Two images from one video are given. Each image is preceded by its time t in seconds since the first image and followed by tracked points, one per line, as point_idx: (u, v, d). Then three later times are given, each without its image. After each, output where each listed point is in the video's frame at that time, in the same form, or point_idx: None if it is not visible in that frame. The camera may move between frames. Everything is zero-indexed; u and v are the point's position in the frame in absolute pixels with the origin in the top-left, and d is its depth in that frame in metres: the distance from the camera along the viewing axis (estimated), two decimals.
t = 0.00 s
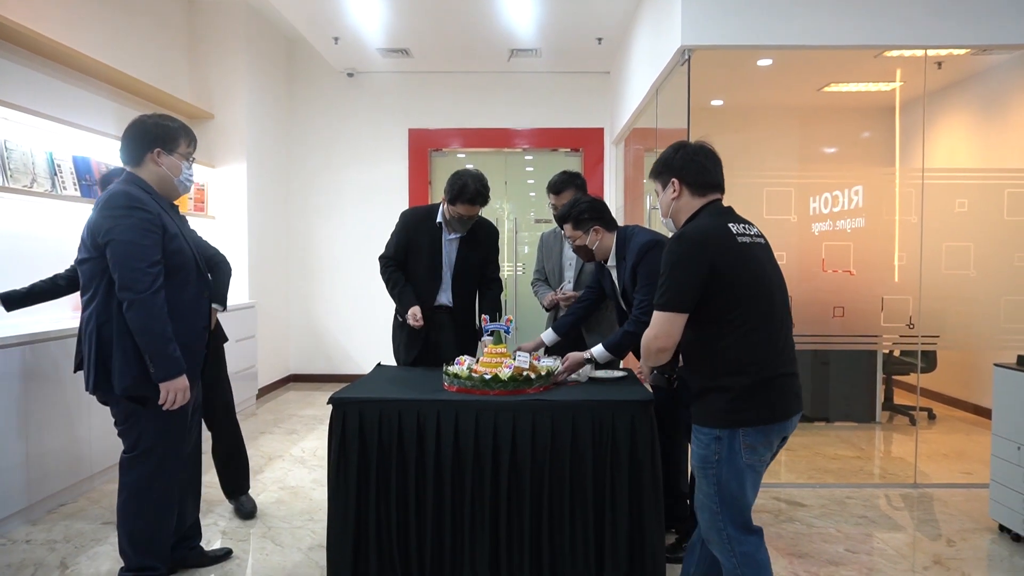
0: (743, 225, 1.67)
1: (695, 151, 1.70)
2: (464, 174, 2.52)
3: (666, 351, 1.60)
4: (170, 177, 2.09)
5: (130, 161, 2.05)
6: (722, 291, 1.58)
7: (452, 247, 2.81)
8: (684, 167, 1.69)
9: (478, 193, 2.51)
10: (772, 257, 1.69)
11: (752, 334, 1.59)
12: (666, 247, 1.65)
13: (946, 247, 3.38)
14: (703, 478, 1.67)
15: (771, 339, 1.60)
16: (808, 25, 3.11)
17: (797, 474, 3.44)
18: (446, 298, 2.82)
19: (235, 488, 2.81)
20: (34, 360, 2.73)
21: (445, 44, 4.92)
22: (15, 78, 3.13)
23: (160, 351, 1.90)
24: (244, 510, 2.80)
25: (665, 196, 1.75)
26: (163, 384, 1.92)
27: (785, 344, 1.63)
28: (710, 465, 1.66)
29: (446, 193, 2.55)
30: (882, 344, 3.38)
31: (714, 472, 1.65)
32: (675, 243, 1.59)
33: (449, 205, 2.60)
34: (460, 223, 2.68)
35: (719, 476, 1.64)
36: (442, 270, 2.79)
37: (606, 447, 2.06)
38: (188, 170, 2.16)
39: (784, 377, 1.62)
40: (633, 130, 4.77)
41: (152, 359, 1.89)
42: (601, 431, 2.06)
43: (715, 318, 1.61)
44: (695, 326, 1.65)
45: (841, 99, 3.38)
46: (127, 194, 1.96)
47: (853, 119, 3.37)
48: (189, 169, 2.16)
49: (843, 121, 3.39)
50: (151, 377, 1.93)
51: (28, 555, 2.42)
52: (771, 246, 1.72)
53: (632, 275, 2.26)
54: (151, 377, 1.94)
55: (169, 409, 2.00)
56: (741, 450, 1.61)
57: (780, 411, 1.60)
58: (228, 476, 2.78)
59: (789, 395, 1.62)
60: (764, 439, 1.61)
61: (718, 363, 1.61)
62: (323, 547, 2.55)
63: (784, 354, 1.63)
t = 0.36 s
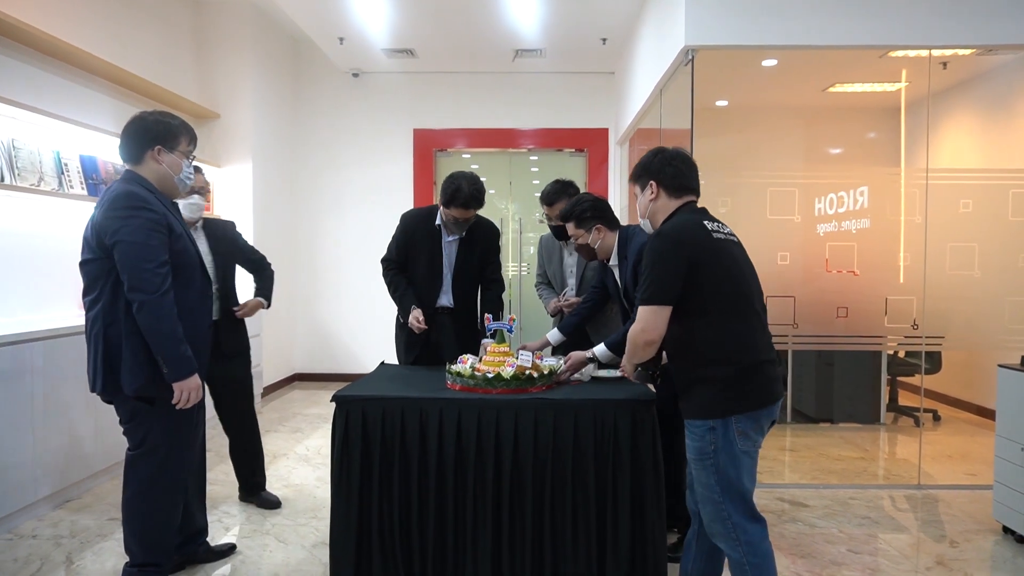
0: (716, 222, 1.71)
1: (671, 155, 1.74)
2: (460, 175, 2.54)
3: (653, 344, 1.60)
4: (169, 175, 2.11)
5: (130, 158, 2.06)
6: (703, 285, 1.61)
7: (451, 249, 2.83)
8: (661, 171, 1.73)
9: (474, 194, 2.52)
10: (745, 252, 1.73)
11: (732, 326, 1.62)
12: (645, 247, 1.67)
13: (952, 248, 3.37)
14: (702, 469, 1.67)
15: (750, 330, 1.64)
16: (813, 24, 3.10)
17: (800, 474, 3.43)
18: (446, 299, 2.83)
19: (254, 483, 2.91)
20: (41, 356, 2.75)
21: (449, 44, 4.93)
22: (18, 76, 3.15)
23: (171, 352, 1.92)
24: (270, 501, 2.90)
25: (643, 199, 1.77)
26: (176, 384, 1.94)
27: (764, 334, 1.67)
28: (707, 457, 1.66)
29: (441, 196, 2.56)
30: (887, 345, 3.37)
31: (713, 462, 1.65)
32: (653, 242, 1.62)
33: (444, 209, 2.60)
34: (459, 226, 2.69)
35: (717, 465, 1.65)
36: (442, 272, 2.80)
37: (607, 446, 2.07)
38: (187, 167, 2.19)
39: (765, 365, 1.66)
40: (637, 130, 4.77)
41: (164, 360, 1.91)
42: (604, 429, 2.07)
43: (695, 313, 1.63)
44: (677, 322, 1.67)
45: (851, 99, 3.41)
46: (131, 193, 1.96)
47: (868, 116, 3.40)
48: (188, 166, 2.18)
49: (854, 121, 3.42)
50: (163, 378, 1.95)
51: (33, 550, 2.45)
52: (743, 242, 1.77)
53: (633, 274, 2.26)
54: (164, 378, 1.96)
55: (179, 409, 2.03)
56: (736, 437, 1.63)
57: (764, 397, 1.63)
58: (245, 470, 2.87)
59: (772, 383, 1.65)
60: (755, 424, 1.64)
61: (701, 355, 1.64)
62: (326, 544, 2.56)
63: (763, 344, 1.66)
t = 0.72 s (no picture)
0: (710, 215, 1.71)
1: (664, 152, 1.73)
2: (447, 176, 2.55)
3: (653, 342, 1.62)
4: (178, 173, 2.13)
5: (139, 156, 2.08)
6: (699, 279, 1.62)
7: (453, 248, 2.84)
8: (654, 167, 1.72)
9: (467, 190, 2.54)
10: (740, 243, 1.73)
11: (728, 317, 1.62)
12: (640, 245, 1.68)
13: (960, 242, 3.35)
14: (706, 459, 1.68)
15: (746, 320, 1.64)
16: (819, 18, 3.08)
17: (808, 470, 3.42)
18: (451, 298, 2.85)
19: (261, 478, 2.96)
20: (51, 355, 2.79)
21: (454, 41, 4.94)
22: (25, 76, 3.18)
23: (186, 350, 1.94)
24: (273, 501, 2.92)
25: (636, 195, 1.76)
26: (190, 381, 1.97)
27: (762, 324, 1.67)
28: (711, 447, 1.67)
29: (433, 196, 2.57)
30: (897, 340, 3.35)
31: (716, 452, 1.66)
32: (647, 239, 1.63)
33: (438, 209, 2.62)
34: (455, 225, 2.71)
35: (721, 455, 1.65)
36: (445, 271, 2.82)
37: (613, 441, 2.08)
38: (194, 166, 2.21)
39: (765, 354, 1.66)
40: (643, 127, 4.76)
41: (179, 357, 1.94)
42: (609, 423, 2.07)
43: (691, 308, 1.64)
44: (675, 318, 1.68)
45: (858, 93, 3.37)
46: (143, 193, 1.98)
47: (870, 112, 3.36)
48: (196, 165, 2.21)
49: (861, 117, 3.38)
50: (178, 375, 1.98)
51: (45, 546, 2.48)
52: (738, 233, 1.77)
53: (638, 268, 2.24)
54: (179, 376, 2.00)
55: (191, 406, 2.05)
56: (738, 427, 1.63)
57: (765, 387, 1.63)
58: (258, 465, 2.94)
59: (772, 371, 1.65)
60: (758, 413, 1.64)
61: (700, 349, 1.64)
62: (334, 539, 2.58)
63: (761, 334, 1.66)
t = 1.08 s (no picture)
0: (749, 207, 1.65)
1: (698, 136, 1.67)
2: (439, 176, 2.54)
3: (685, 343, 1.59)
4: (181, 171, 2.13)
5: (142, 153, 2.09)
6: (733, 276, 1.57)
7: (454, 244, 2.85)
8: (688, 154, 1.66)
9: (462, 188, 2.54)
10: (778, 238, 1.67)
11: (760, 318, 1.58)
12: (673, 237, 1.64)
13: (961, 230, 3.35)
14: (722, 461, 1.67)
15: (780, 322, 1.59)
16: (818, 6, 3.06)
17: (809, 459, 3.43)
18: (454, 295, 2.88)
19: (291, 473, 2.79)
20: (55, 352, 2.80)
21: (452, 35, 4.93)
22: (26, 75, 3.19)
23: (188, 345, 1.95)
24: (296, 507, 2.71)
25: (667, 181, 1.71)
26: (194, 376, 1.98)
27: (795, 326, 1.62)
28: (727, 449, 1.65)
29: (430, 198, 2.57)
30: (898, 329, 3.36)
31: (733, 455, 1.64)
32: (683, 232, 1.58)
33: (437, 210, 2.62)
34: (454, 224, 2.71)
35: (737, 459, 1.63)
36: (447, 268, 2.84)
37: (614, 433, 2.08)
38: (197, 164, 2.21)
39: (795, 357, 1.61)
40: (643, 119, 4.76)
41: (182, 352, 1.95)
42: (610, 414, 2.08)
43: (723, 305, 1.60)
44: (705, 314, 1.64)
45: (857, 83, 3.36)
46: (147, 189, 1.99)
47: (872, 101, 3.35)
48: (198, 162, 2.21)
49: (859, 107, 3.37)
50: (182, 370, 2.00)
51: (52, 541, 2.50)
52: (777, 226, 1.71)
53: (641, 258, 2.27)
54: (182, 370, 2.01)
55: (194, 401, 2.06)
56: (758, 430, 1.60)
57: (792, 391, 1.59)
58: (280, 464, 2.75)
59: (801, 375, 1.61)
60: (780, 419, 1.61)
61: (727, 347, 1.61)
62: (338, 531, 2.60)
63: (793, 335, 1.62)
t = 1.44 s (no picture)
0: (796, 191, 1.59)
1: (746, 113, 1.61)
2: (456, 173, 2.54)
3: (722, 334, 1.57)
4: (183, 169, 2.14)
5: (146, 152, 2.10)
6: (779, 265, 1.52)
7: (463, 245, 2.85)
8: (733, 132, 1.60)
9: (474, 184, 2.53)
10: (827, 225, 1.61)
11: (805, 311, 1.54)
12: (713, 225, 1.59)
13: (962, 228, 3.35)
14: (765, 461, 1.63)
15: (825, 316, 1.55)
16: (820, 4, 3.06)
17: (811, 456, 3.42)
18: (461, 293, 2.90)
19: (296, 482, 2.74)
20: (56, 350, 2.81)
21: (452, 33, 4.92)
22: (28, 74, 3.20)
23: (188, 343, 1.96)
24: (299, 510, 2.71)
25: (710, 161, 1.65)
26: (194, 373, 1.99)
27: (842, 318, 1.57)
28: (770, 449, 1.62)
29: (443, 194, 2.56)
30: (899, 327, 3.36)
31: (776, 454, 1.61)
32: (725, 219, 1.54)
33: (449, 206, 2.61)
34: (463, 222, 2.69)
35: (781, 458, 1.60)
36: (456, 269, 2.86)
37: (616, 429, 2.09)
38: (200, 162, 2.21)
39: (843, 352, 1.56)
40: (644, 117, 4.76)
41: (183, 350, 1.96)
42: (611, 410, 2.09)
43: (766, 296, 1.56)
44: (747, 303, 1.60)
45: (858, 81, 3.38)
46: (150, 187, 1.99)
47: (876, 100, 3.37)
48: (202, 161, 2.21)
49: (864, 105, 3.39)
50: (182, 367, 2.00)
51: (55, 538, 2.51)
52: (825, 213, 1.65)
53: (646, 254, 2.29)
54: (182, 368, 2.01)
55: (194, 398, 2.07)
56: (802, 430, 1.57)
57: (837, 388, 1.54)
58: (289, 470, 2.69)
59: (848, 371, 1.56)
60: (828, 418, 1.57)
61: (769, 339, 1.57)
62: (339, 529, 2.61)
63: (840, 328, 1.57)
